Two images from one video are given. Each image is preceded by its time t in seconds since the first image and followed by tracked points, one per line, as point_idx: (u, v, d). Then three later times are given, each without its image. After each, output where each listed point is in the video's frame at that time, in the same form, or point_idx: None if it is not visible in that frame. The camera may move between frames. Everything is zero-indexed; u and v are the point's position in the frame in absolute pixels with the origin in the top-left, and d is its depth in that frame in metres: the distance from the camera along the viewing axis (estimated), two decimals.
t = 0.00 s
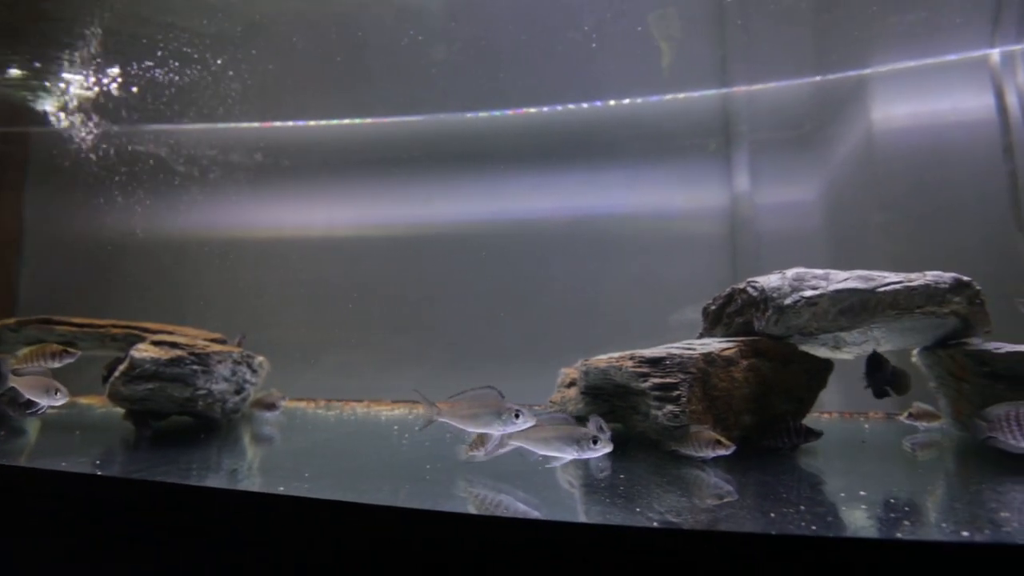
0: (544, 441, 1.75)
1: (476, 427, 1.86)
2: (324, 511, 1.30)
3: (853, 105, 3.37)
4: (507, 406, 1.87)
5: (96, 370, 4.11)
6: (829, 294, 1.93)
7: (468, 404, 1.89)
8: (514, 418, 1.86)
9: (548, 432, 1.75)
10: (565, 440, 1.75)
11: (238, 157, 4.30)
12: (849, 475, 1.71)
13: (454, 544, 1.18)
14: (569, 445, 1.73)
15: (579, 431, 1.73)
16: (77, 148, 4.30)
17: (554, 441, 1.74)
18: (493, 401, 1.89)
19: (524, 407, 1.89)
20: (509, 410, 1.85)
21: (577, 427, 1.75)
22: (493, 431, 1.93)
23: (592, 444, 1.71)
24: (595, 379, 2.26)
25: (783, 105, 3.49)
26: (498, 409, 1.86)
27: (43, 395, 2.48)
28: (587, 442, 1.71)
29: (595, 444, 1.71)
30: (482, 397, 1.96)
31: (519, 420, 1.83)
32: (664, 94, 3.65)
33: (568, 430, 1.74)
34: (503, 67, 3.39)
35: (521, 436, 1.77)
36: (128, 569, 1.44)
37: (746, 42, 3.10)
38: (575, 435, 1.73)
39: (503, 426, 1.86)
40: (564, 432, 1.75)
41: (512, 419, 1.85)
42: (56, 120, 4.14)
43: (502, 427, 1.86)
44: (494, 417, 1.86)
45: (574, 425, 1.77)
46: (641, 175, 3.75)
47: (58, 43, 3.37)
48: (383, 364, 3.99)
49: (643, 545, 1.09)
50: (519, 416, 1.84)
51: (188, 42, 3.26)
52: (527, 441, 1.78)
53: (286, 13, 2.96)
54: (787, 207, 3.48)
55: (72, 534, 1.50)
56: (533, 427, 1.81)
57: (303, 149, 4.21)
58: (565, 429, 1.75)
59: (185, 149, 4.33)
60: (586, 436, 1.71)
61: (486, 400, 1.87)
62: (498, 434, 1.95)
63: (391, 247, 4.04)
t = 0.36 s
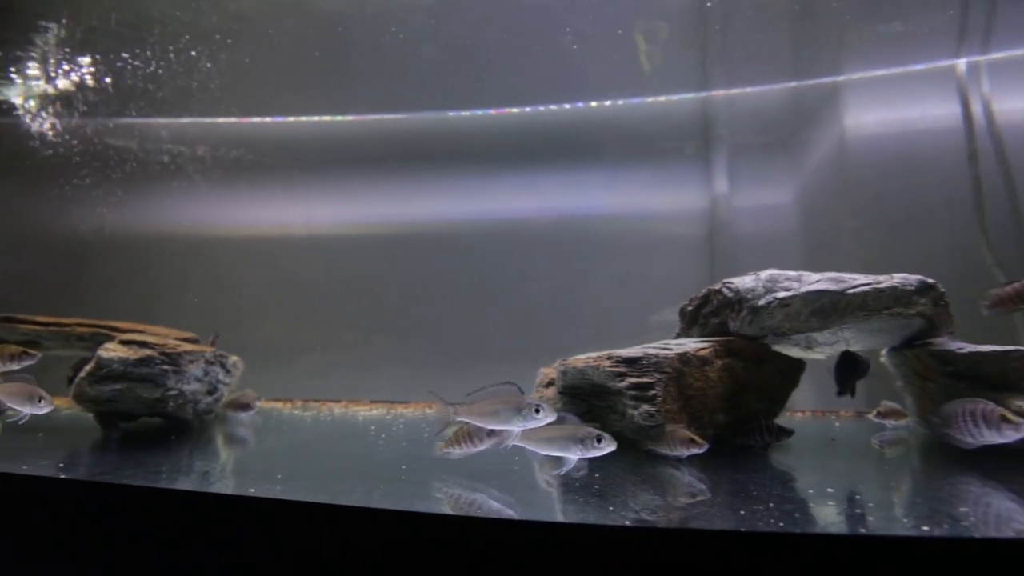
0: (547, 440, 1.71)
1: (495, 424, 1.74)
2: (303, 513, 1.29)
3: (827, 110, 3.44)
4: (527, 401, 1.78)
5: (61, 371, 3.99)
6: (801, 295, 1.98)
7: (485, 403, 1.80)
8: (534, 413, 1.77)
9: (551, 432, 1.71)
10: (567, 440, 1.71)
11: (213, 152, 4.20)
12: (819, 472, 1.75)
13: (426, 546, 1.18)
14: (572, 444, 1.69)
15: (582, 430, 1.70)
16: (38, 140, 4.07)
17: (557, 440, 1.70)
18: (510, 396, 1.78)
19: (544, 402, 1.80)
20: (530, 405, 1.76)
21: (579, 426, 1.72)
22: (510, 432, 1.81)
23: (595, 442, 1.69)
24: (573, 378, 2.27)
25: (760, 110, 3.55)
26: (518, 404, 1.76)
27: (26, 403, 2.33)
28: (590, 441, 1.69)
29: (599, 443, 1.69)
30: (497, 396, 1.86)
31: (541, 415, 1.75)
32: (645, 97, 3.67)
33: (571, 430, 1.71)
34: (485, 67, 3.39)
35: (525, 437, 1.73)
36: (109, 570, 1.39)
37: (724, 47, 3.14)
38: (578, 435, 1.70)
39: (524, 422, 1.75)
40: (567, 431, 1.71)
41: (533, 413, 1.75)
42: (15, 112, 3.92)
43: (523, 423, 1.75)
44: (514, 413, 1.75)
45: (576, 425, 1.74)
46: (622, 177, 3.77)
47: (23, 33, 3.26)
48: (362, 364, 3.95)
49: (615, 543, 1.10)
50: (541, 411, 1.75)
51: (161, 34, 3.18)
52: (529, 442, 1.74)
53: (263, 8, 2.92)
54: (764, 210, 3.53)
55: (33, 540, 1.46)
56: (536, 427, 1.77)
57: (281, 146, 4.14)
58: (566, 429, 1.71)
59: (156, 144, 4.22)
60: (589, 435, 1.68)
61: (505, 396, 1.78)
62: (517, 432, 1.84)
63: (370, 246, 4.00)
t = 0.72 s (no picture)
0: (547, 438, 1.73)
1: (515, 420, 1.73)
2: (275, 515, 1.28)
3: (803, 115, 3.50)
4: (547, 396, 1.76)
5: (23, 371, 3.85)
6: (773, 296, 2.01)
7: (506, 399, 1.78)
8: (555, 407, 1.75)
9: (552, 431, 1.72)
10: (568, 437, 1.72)
11: (185, 147, 4.10)
12: (788, 469, 1.79)
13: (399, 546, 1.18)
14: (573, 442, 1.70)
15: (583, 427, 1.70)
16: None
17: (558, 438, 1.71)
18: (532, 393, 1.78)
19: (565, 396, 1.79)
20: (550, 400, 1.74)
21: (581, 424, 1.72)
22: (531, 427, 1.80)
23: (597, 440, 1.68)
24: (550, 378, 2.28)
25: (739, 114, 3.60)
26: (539, 399, 1.75)
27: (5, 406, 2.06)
28: (592, 438, 1.68)
29: (600, 440, 1.68)
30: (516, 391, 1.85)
31: (562, 408, 1.73)
32: (626, 99, 3.70)
33: (571, 428, 1.71)
34: (466, 66, 3.38)
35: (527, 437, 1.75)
36: None
37: (704, 53, 3.19)
38: (579, 432, 1.70)
39: (545, 417, 1.74)
40: (568, 429, 1.72)
41: (554, 409, 1.73)
42: None
43: (544, 419, 1.73)
44: (534, 408, 1.74)
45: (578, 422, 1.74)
46: (602, 178, 3.80)
47: None
48: (340, 364, 3.91)
49: (591, 542, 1.12)
50: (562, 405, 1.73)
51: (131, 26, 3.10)
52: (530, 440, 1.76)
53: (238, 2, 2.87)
54: (741, 213, 3.58)
55: None
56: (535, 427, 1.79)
57: (256, 142, 4.06)
58: (567, 427, 1.71)
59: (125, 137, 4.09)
60: (591, 432, 1.68)
61: (524, 392, 1.77)
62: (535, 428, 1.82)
63: (349, 244, 3.95)
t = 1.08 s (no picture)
0: (548, 435, 1.69)
1: (554, 414, 1.71)
2: (255, 516, 1.26)
3: (785, 119, 3.55)
4: (584, 388, 1.72)
5: None
6: (753, 298, 2.04)
7: (542, 394, 1.77)
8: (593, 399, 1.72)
9: (555, 427, 1.68)
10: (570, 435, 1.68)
11: (164, 142, 4.02)
12: (766, 467, 1.82)
13: (380, 547, 1.19)
14: (577, 439, 1.68)
15: (588, 424, 1.68)
16: None
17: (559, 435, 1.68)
18: (569, 386, 1.74)
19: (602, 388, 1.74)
20: (587, 391, 1.71)
21: (584, 421, 1.70)
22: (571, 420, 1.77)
23: (602, 438, 1.67)
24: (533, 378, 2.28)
25: (723, 116, 3.64)
26: (575, 393, 1.71)
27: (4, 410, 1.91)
28: (596, 436, 1.67)
29: (604, 438, 1.67)
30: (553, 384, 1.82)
31: (601, 400, 1.69)
32: (611, 100, 3.72)
33: (575, 425, 1.69)
34: (452, 65, 3.37)
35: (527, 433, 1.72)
36: None
37: (688, 56, 3.23)
38: (583, 430, 1.69)
39: (583, 410, 1.70)
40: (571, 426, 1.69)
41: (593, 400, 1.70)
42: None
43: (582, 412, 1.70)
44: (572, 402, 1.71)
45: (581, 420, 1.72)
46: (588, 178, 3.81)
47: None
48: (322, 364, 3.88)
49: (574, 541, 1.14)
50: (601, 396, 1.69)
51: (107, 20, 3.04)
52: (531, 437, 1.72)
53: None
54: (724, 214, 3.63)
55: None
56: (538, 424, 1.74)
57: (237, 138, 4.00)
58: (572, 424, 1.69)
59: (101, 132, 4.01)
60: (596, 430, 1.67)
61: (559, 386, 1.73)
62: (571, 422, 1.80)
63: (332, 243, 3.92)
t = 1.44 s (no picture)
0: (556, 437, 1.69)
1: (598, 406, 1.72)
2: (240, 522, 1.24)
3: (766, 122, 3.60)
4: (627, 380, 1.74)
5: None
6: (733, 298, 2.06)
7: (584, 386, 1.77)
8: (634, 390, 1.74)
9: (562, 430, 1.68)
10: (577, 436, 1.67)
11: (141, 136, 3.93)
12: (744, 465, 1.84)
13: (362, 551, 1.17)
14: (583, 441, 1.66)
15: (593, 426, 1.64)
16: None
17: (565, 438, 1.68)
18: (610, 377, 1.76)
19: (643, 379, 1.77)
20: (631, 383, 1.73)
21: (590, 423, 1.66)
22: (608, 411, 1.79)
23: (605, 439, 1.64)
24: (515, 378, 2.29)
25: (706, 119, 3.68)
26: (619, 383, 1.73)
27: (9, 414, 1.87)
28: (600, 437, 1.64)
29: (609, 439, 1.64)
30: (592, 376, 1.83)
31: (645, 390, 1.71)
32: (596, 101, 3.73)
33: (581, 428, 1.66)
34: (437, 64, 3.36)
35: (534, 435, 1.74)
36: None
37: (673, 59, 3.25)
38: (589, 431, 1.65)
39: (627, 401, 1.73)
40: (577, 428, 1.67)
41: (636, 391, 1.72)
42: None
43: (626, 402, 1.72)
44: (616, 393, 1.73)
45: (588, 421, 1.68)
46: (573, 179, 3.83)
47: None
48: (303, 364, 3.83)
49: (552, 541, 1.15)
50: (644, 387, 1.72)
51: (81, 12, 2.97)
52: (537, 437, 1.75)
53: None
54: (707, 215, 3.67)
55: None
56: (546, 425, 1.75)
57: (216, 134, 3.93)
58: (577, 426, 1.67)
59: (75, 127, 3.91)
60: (601, 432, 1.63)
61: (602, 378, 1.75)
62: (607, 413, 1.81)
63: (314, 242, 3.87)
